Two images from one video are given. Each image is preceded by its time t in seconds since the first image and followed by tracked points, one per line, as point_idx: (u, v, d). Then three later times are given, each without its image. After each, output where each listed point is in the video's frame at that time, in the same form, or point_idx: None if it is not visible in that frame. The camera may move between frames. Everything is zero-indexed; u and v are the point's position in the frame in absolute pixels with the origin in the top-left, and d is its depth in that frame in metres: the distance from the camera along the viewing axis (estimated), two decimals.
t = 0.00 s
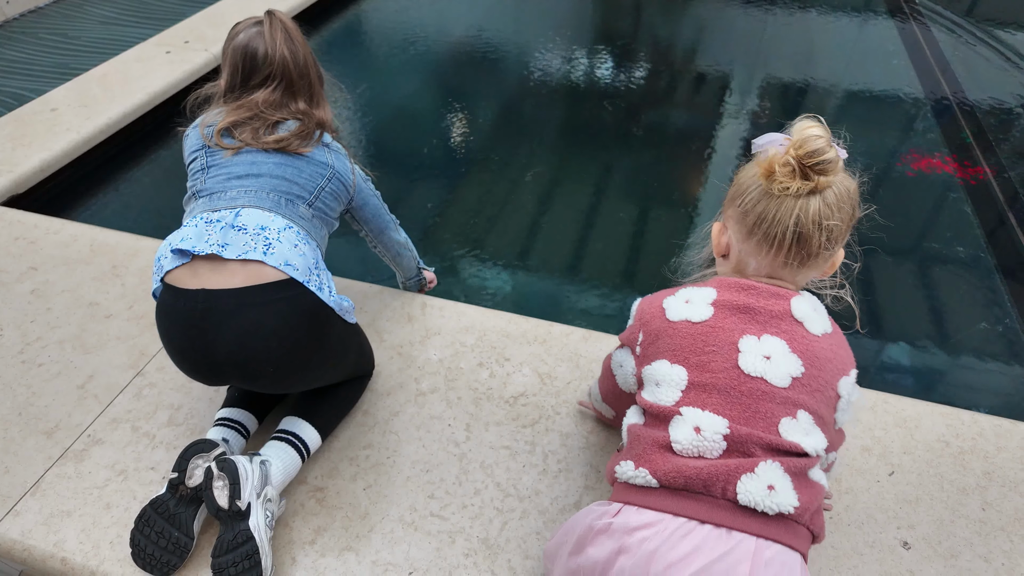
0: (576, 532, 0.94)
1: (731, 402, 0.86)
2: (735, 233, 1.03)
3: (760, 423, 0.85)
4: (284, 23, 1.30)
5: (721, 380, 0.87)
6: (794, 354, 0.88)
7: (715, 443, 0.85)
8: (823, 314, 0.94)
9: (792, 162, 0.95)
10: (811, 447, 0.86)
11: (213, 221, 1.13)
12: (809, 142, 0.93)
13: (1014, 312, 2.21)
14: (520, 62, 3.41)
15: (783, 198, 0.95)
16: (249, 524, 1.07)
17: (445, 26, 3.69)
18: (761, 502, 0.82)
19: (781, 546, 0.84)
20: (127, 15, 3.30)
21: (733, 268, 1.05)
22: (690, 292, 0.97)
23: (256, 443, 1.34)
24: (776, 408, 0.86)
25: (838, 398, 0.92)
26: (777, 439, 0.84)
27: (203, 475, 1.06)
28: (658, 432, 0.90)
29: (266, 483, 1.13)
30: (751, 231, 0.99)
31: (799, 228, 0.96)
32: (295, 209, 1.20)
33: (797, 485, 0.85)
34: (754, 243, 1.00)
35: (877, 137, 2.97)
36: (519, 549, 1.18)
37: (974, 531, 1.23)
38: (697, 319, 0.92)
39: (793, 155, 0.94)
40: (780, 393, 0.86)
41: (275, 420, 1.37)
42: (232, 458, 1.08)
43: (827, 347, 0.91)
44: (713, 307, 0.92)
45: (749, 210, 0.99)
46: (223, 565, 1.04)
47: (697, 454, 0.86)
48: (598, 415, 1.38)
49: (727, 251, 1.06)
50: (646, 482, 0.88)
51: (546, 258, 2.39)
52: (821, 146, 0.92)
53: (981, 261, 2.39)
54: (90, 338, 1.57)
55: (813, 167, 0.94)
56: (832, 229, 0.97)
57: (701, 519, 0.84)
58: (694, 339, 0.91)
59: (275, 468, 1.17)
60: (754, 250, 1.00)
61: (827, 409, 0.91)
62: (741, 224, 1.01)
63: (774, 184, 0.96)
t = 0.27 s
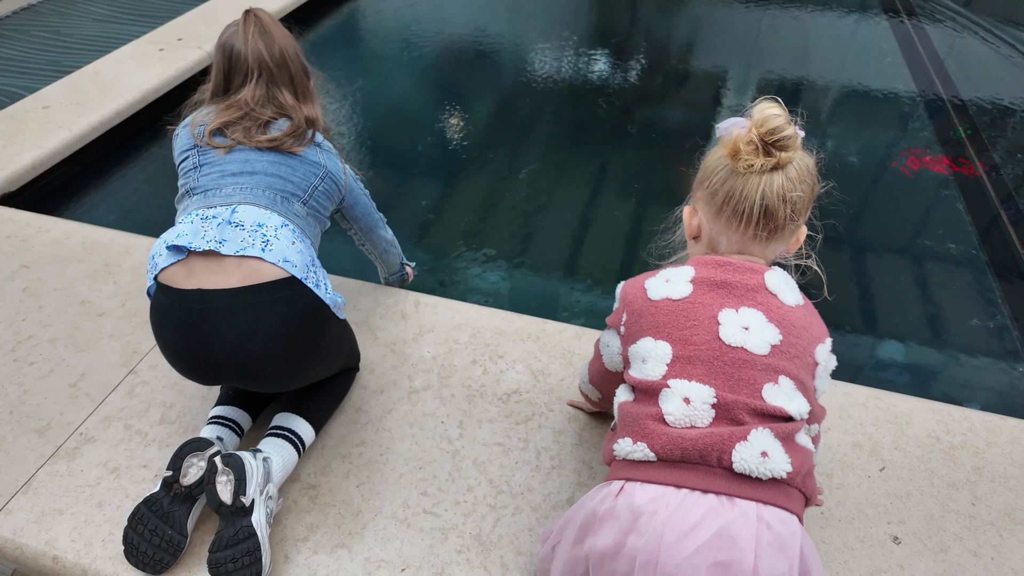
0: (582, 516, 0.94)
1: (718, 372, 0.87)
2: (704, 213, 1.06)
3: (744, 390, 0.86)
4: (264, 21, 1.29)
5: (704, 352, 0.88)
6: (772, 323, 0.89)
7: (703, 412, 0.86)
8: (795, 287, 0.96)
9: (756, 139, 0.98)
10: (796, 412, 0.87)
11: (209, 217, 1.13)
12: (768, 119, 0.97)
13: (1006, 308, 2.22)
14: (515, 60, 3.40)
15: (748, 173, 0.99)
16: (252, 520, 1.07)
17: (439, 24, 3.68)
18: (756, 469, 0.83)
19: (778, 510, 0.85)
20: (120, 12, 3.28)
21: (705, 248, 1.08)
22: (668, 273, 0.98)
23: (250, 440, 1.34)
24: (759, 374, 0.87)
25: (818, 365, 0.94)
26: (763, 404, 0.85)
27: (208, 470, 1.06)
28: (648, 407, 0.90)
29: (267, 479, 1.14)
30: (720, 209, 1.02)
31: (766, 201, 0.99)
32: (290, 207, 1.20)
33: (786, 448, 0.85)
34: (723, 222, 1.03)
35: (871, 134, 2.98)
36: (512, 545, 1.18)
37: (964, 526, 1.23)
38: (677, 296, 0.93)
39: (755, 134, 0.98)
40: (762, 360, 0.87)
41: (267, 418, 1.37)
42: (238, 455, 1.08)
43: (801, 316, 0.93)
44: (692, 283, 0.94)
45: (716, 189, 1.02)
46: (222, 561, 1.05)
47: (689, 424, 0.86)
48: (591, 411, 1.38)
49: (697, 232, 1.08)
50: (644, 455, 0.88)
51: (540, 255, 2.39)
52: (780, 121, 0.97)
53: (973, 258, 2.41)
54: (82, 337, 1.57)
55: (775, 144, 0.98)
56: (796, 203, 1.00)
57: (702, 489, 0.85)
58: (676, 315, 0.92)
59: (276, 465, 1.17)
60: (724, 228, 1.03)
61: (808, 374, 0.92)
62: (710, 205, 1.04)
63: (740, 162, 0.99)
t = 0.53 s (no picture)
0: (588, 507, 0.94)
1: (716, 358, 0.87)
2: (689, 204, 1.07)
3: (740, 373, 0.87)
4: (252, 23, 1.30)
5: (699, 338, 0.88)
6: (763, 308, 0.90)
7: (702, 397, 0.86)
8: (782, 272, 0.97)
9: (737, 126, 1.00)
10: (791, 396, 0.88)
11: (201, 213, 1.12)
12: (747, 107, 0.99)
13: (996, 304, 2.24)
14: (508, 58, 3.40)
15: (730, 162, 1.00)
16: (241, 519, 1.07)
17: (432, 22, 3.68)
18: (758, 453, 0.84)
19: (780, 491, 0.86)
20: (110, 10, 3.26)
21: (692, 238, 1.08)
22: (660, 261, 0.98)
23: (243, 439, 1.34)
24: (754, 358, 0.87)
25: (806, 348, 0.95)
26: (758, 387, 0.86)
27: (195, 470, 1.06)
28: (648, 396, 0.90)
29: (256, 478, 1.13)
30: (705, 198, 1.03)
31: (749, 188, 1.00)
32: (282, 203, 1.20)
33: (784, 429, 0.86)
34: (708, 211, 1.04)
35: (863, 131, 2.99)
36: (505, 543, 1.18)
37: (954, 520, 1.24)
38: (670, 284, 0.93)
39: (736, 121, 1.00)
40: (755, 344, 0.88)
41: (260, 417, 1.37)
42: (224, 454, 1.07)
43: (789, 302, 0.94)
44: (684, 272, 0.94)
45: (700, 178, 1.03)
46: (212, 559, 1.05)
47: (689, 411, 0.86)
48: (584, 409, 1.39)
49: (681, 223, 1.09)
50: (647, 445, 0.88)
51: (533, 253, 2.39)
52: (759, 109, 0.98)
53: (964, 255, 2.42)
54: (73, 337, 1.56)
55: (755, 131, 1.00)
56: (779, 187, 1.02)
57: (708, 476, 0.85)
58: (669, 303, 0.92)
59: (265, 463, 1.17)
60: (709, 217, 1.04)
61: (799, 358, 0.93)
62: (694, 195, 1.05)
63: (721, 150, 1.00)
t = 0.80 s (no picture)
0: (577, 499, 0.94)
1: (706, 355, 0.87)
2: (687, 203, 1.07)
3: (730, 371, 0.87)
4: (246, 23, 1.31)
5: (690, 336, 0.89)
6: (757, 307, 0.90)
7: (692, 394, 0.87)
8: (778, 270, 0.97)
9: (734, 124, 1.01)
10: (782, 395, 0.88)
11: (191, 212, 1.12)
12: (743, 105, 1.00)
13: (987, 299, 2.26)
14: (502, 56, 3.40)
15: (727, 159, 1.01)
16: (236, 519, 1.07)
17: (425, 21, 3.67)
18: (746, 450, 0.84)
19: (768, 489, 0.87)
20: (101, 9, 3.24)
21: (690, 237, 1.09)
22: (654, 257, 0.99)
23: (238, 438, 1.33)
24: (745, 357, 0.88)
25: (801, 348, 0.95)
26: (748, 385, 0.86)
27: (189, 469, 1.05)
28: (638, 391, 0.91)
29: (252, 476, 1.13)
30: (702, 196, 1.04)
31: (745, 185, 1.00)
32: (273, 201, 1.20)
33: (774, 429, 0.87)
34: (706, 209, 1.04)
35: (855, 128, 3.01)
36: (503, 540, 1.19)
37: (947, 513, 1.25)
38: (664, 281, 0.93)
39: (733, 120, 1.01)
40: (747, 342, 0.88)
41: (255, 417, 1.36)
42: (220, 452, 1.06)
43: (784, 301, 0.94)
44: (678, 268, 0.94)
45: (697, 176, 1.04)
46: (208, 558, 1.04)
47: (679, 407, 0.87)
48: (580, 406, 1.39)
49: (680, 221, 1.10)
50: (637, 439, 0.89)
51: (529, 251, 2.39)
52: (755, 106, 0.99)
53: (955, 251, 2.44)
54: (66, 338, 1.55)
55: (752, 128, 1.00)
56: (777, 185, 1.02)
57: (695, 470, 0.86)
58: (662, 300, 0.92)
59: (260, 460, 1.16)
60: (706, 215, 1.05)
61: (793, 358, 0.93)
62: (692, 193, 1.06)
63: (719, 148, 1.01)
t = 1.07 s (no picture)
0: (566, 508, 0.95)
1: (696, 364, 0.87)
2: (683, 206, 1.07)
3: (720, 380, 0.87)
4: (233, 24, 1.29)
5: (681, 343, 0.88)
6: (749, 314, 0.89)
7: (681, 403, 0.86)
8: (772, 275, 0.96)
9: (733, 127, 1.00)
10: (771, 405, 0.87)
11: (176, 216, 1.11)
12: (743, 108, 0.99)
13: (979, 294, 2.27)
14: (494, 54, 3.39)
15: (725, 164, 1.00)
16: (221, 522, 1.06)
17: (416, 19, 3.65)
18: (735, 461, 0.83)
19: (756, 501, 0.86)
20: (89, 9, 3.21)
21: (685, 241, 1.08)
22: (647, 263, 0.98)
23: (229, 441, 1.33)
24: (736, 366, 0.87)
25: (794, 355, 0.94)
26: (738, 394, 0.86)
27: (173, 473, 1.04)
28: (627, 399, 0.91)
29: (237, 479, 1.12)
30: (699, 199, 1.03)
31: (743, 191, 1.00)
32: (260, 206, 1.18)
33: (765, 439, 0.86)
34: (703, 214, 1.04)
35: (846, 124, 3.01)
36: (497, 540, 1.18)
37: (940, 507, 1.26)
38: (655, 287, 0.93)
39: (731, 122, 1.00)
40: (737, 351, 0.87)
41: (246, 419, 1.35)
42: (202, 456, 1.05)
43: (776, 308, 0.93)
44: (670, 274, 0.93)
45: (695, 179, 1.04)
46: (195, 562, 1.03)
47: (667, 415, 0.86)
48: (574, 404, 1.39)
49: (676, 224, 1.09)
50: (625, 448, 0.88)
51: (523, 249, 2.39)
52: (755, 110, 0.99)
53: (947, 245, 2.45)
54: (55, 341, 1.53)
55: (750, 132, 1.00)
56: (774, 189, 1.01)
57: (684, 481, 0.86)
58: (653, 305, 0.91)
59: (246, 463, 1.16)
60: (703, 220, 1.04)
61: (785, 365, 0.92)
62: (688, 196, 1.05)
63: (717, 152, 1.00)
